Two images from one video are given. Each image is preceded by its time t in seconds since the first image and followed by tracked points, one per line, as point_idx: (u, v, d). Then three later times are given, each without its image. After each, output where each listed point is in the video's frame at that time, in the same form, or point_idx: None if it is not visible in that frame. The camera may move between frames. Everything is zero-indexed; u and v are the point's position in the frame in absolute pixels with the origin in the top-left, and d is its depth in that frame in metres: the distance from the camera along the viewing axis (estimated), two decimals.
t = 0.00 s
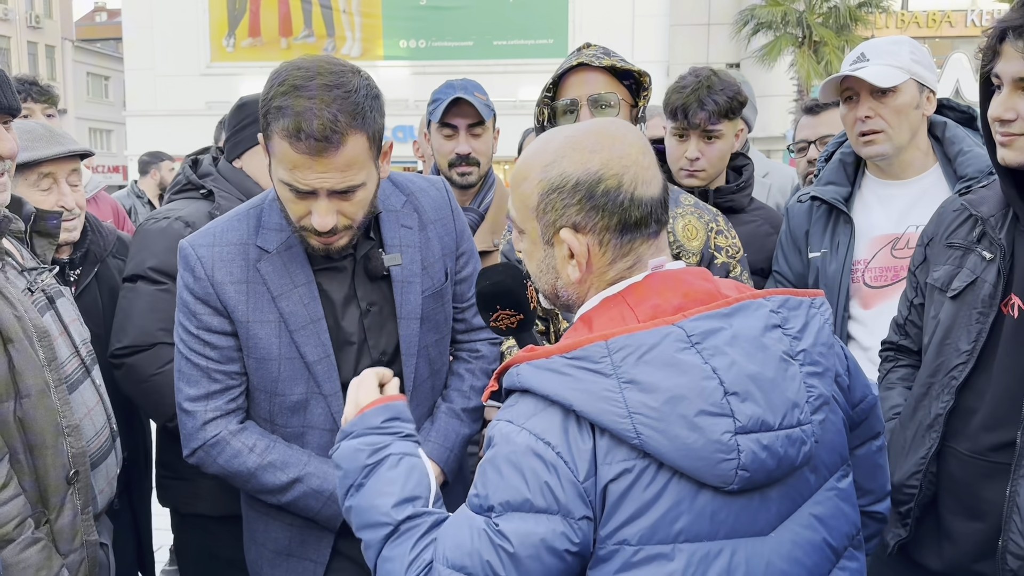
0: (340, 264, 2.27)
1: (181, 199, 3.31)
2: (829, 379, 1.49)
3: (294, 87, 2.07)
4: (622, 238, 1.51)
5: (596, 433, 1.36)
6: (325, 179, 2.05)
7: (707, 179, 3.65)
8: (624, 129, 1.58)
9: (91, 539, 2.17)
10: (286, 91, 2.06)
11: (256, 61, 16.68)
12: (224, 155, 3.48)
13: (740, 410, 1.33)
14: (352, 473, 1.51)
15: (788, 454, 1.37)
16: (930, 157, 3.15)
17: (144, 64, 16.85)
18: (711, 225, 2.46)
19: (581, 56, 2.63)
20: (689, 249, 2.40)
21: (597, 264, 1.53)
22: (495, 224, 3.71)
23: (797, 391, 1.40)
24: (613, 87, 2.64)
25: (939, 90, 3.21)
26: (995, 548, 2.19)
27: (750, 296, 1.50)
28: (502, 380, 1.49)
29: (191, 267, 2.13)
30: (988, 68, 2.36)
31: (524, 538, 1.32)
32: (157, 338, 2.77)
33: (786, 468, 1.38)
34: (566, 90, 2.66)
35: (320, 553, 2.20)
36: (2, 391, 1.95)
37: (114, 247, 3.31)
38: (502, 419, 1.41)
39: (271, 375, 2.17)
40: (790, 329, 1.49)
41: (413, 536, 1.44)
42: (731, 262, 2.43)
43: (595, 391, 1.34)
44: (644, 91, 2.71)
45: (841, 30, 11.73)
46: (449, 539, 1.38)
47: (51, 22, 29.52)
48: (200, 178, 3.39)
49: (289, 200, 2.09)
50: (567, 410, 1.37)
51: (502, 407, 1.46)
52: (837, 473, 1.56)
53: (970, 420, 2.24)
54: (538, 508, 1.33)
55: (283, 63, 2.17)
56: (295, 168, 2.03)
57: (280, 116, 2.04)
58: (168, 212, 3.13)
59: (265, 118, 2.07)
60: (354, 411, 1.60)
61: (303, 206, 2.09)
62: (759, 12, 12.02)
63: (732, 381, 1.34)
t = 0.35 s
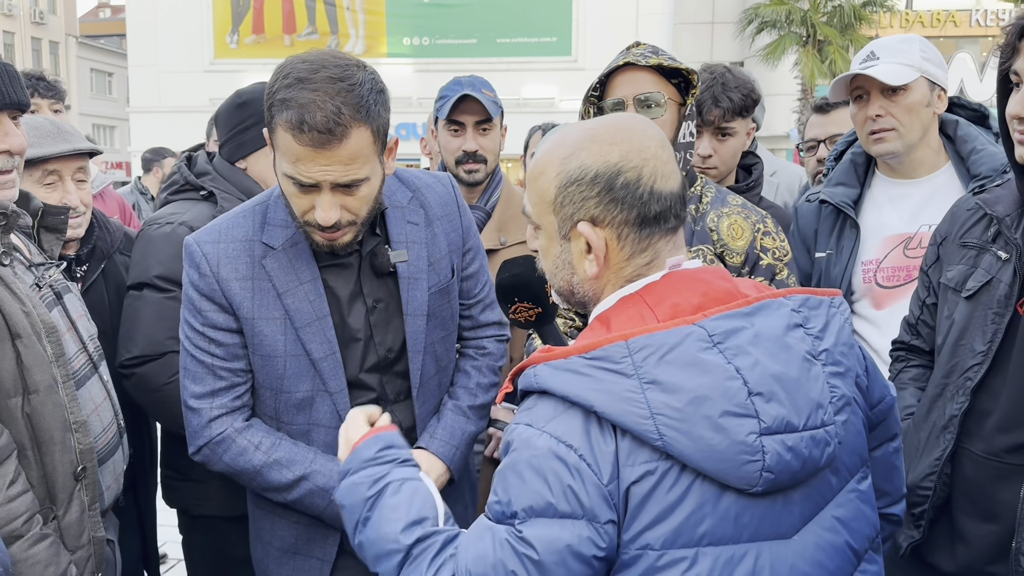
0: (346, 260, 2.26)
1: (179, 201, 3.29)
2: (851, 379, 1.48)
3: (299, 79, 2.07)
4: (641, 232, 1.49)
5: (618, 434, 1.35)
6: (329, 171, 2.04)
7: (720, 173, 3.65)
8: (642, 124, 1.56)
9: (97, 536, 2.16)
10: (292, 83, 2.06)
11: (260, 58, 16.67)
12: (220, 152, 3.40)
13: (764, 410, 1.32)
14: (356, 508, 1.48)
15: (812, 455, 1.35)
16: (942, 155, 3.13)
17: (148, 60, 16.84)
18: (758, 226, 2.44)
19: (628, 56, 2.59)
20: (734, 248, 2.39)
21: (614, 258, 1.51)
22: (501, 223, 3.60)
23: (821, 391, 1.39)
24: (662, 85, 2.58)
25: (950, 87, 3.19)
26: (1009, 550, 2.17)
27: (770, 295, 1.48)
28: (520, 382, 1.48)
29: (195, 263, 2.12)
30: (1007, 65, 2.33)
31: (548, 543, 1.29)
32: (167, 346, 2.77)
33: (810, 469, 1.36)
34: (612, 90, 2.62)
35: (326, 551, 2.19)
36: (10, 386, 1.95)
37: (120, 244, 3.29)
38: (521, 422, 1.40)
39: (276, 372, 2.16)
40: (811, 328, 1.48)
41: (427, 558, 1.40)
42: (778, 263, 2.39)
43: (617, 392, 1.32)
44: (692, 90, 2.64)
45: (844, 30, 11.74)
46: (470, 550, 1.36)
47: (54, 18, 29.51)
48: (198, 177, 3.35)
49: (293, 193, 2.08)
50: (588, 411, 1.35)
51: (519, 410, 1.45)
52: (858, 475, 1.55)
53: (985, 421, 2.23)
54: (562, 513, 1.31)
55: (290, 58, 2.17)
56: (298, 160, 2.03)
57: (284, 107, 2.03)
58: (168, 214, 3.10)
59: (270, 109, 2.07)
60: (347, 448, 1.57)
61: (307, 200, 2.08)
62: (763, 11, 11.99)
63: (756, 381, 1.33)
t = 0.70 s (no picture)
0: (343, 259, 2.26)
1: (189, 201, 3.28)
2: (861, 381, 1.47)
3: (293, 64, 2.08)
4: (653, 232, 1.49)
5: (627, 437, 1.34)
6: (323, 154, 2.04)
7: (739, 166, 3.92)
8: (652, 123, 1.55)
9: (103, 532, 2.16)
10: (286, 68, 2.08)
11: (264, 56, 16.68)
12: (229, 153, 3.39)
13: (775, 415, 1.31)
14: (337, 557, 1.48)
15: (823, 459, 1.35)
16: (967, 158, 3.12)
17: (153, 58, 16.86)
18: (789, 228, 2.53)
19: (653, 54, 2.60)
20: (762, 250, 2.48)
21: (625, 258, 1.51)
22: (509, 222, 3.59)
23: (832, 395, 1.38)
24: (686, 85, 2.59)
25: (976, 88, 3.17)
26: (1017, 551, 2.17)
27: (781, 297, 1.48)
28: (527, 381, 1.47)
29: (194, 262, 2.12)
30: (1017, 64, 2.31)
31: (553, 544, 1.28)
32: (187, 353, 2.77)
33: (820, 473, 1.36)
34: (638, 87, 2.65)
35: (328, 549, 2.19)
36: (17, 383, 1.95)
37: (126, 242, 3.30)
38: (529, 422, 1.39)
39: (277, 370, 2.15)
40: (822, 330, 1.47)
41: None
42: (807, 268, 2.47)
43: (626, 396, 1.32)
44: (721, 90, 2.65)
45: (849, 29, 11.67)
46: (476, 551, 1.36)
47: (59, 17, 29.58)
48: (205, 178, 3.33)
49: (289, 182, 2.08)
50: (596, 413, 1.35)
51: (528, 409, 1.45)
52: (866, 476, 1.54)
53: (993, 421, 2.22)
54: (569, 514, 1.30)
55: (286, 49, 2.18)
56: (292, 144, 2.03)
57: (278, 91, 2.04)
58: (179, 217, 3.11)
59: (264, 96, 2.09)
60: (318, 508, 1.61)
61: (303, 187, 2.07)
62: (768, 10, 11.94)
63: (767, 385, 1.32)
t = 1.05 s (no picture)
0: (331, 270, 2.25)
1: (191, 204, 3.29)
2: (843, 377, 1.46)
3: (282, 145, 1.94)
4: (644, 233, 1.49)
5: (611, 435, 1.33)
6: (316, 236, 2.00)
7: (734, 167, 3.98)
8: (650, 124, 1.54)
9: (93, 534, 2.16)
10: (274, 150, 1.94)
11: (267, 56, 16.67)
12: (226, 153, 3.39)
13: (758, 411, 1.30)
14: (342, 550, 1.50)
15: (805, 454, 1.34)
16: (927, 155, 3.12)
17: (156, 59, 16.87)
18: (784, 231, 2.53)
19: (649, 56, 2.59)
20: (757, 253, 2.47)
21: (615, 256, 1.51)
22: (504, 224, 3.58)
23: (814, 390, 1.37)
24: (681, 87, 2.58)
25: (932, 86, 3.16)
26: (1009, 553, 2.15)
27: (763, 294, 1.47)
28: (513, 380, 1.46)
29: (170, 268, 2.15)
30: (1008, 64, 2.30)
31: (537, 541, 1.29)
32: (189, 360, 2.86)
33: (803, 469, 1.35)
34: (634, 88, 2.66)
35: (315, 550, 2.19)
36: (7, 384, 1.95)
37: (121, 242, 3.30)
38: (513, 421, 1.38)
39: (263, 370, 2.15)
40: (803, 327, 1.46)
41: None
42: (801, 271, 2.49)
43: (609, 392, 1.31)
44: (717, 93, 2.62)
45: (852, 29, 11.58)
46: (463, 552, 1.36)
47: (63, 18, 29.63)
48: (206, 181, 3.34)
49: (280, 243, 2.05)
50: (579, 410, 1.34)
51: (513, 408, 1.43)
52: (850, 471, 1.53)
53: (985, 422, 2.21)
54: (551, 512, 1.30)
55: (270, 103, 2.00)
56: (285, 226, 1.98)
57: (268, 175, 1.94)
58: (178, 224, 3.13)
59: (251, 163, 1.98)
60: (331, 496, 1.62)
61: (295, 251, 2.05)
62: (771, 10, 11.85)
63: (750, 381, 1.32)
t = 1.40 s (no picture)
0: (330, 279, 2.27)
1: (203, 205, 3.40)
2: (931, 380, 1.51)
3: (272, 146, 2.02)
4: (741, 227, 1.45)
5: (745, 429, 1.34)
6: (309, 233, 2.04)
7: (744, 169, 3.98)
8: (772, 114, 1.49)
9: (107, 533, 2.18)
10: (264, 151, 2.02)
11: (272, 59, 16.72)
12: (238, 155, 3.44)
13: (891, 415, 1.34)
14: (460, 472, 1.44)
15: (916, 458, 1.40)
16: (915, 159, 3.14)
17: (161, 61, 16.92)
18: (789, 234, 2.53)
19: (656, 61, 2.65)
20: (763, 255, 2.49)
21: (707, 242, 1.47)
22: (512, 225, 3.57)
23: (926, 395, 1.42)
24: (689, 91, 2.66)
25: (916, 89, 3.18)
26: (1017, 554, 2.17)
27: (876, 295, 1.47)
28: (626, 360, 1.43)
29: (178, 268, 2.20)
30: (1011, 67, 2.31)
31: (667, 530, 1.29)
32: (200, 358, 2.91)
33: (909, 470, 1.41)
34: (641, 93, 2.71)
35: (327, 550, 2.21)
36: (24, 385, 1.97)
37: (133, 245, 3.33)
38: (632, 404, 1.36)
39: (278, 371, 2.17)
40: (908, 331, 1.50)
41: (524, 532, 1.39)
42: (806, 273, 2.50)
43: (754, 388, 1.31)
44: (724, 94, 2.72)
45: (857, 30, 11.59)
46: (575, 529, 1.34)
47: (70, 20, 29.73)
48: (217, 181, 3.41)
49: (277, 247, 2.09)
50: (713, 401, 1.33)
51: (625, 391, 1.41)
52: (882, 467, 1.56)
53: (992, 423, 2.23)
54: (682, 502, 1.30)
55: (261, 108, 2.10)
56: (278, 225, 2.02)
57: (259, 176, 2.01)
58: (190, 224, 3.22)
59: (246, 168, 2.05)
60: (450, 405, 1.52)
61: (292, 253, 2.09)
62: (774, 12, 11.83)
63: (886, 386, 1.34)
